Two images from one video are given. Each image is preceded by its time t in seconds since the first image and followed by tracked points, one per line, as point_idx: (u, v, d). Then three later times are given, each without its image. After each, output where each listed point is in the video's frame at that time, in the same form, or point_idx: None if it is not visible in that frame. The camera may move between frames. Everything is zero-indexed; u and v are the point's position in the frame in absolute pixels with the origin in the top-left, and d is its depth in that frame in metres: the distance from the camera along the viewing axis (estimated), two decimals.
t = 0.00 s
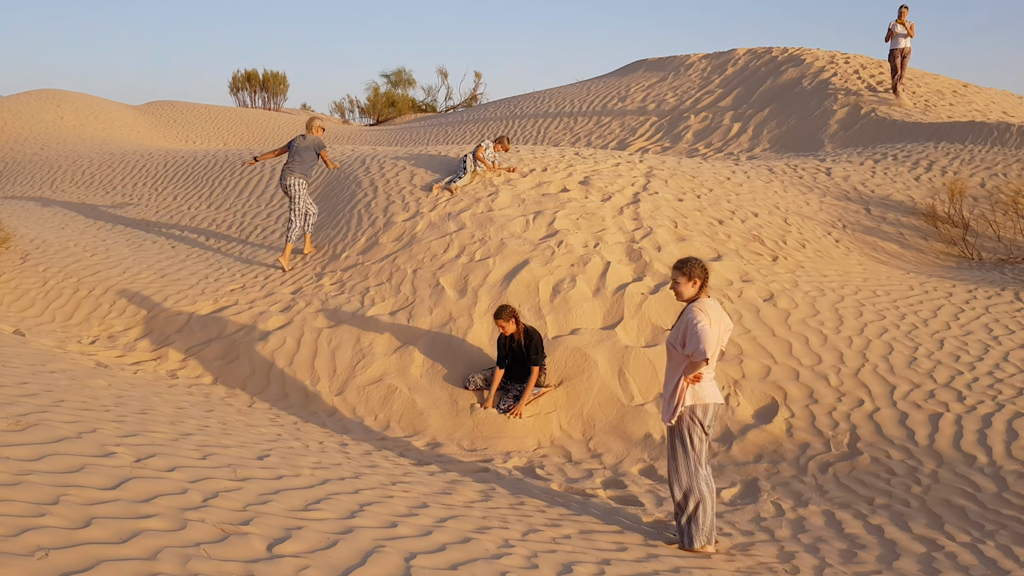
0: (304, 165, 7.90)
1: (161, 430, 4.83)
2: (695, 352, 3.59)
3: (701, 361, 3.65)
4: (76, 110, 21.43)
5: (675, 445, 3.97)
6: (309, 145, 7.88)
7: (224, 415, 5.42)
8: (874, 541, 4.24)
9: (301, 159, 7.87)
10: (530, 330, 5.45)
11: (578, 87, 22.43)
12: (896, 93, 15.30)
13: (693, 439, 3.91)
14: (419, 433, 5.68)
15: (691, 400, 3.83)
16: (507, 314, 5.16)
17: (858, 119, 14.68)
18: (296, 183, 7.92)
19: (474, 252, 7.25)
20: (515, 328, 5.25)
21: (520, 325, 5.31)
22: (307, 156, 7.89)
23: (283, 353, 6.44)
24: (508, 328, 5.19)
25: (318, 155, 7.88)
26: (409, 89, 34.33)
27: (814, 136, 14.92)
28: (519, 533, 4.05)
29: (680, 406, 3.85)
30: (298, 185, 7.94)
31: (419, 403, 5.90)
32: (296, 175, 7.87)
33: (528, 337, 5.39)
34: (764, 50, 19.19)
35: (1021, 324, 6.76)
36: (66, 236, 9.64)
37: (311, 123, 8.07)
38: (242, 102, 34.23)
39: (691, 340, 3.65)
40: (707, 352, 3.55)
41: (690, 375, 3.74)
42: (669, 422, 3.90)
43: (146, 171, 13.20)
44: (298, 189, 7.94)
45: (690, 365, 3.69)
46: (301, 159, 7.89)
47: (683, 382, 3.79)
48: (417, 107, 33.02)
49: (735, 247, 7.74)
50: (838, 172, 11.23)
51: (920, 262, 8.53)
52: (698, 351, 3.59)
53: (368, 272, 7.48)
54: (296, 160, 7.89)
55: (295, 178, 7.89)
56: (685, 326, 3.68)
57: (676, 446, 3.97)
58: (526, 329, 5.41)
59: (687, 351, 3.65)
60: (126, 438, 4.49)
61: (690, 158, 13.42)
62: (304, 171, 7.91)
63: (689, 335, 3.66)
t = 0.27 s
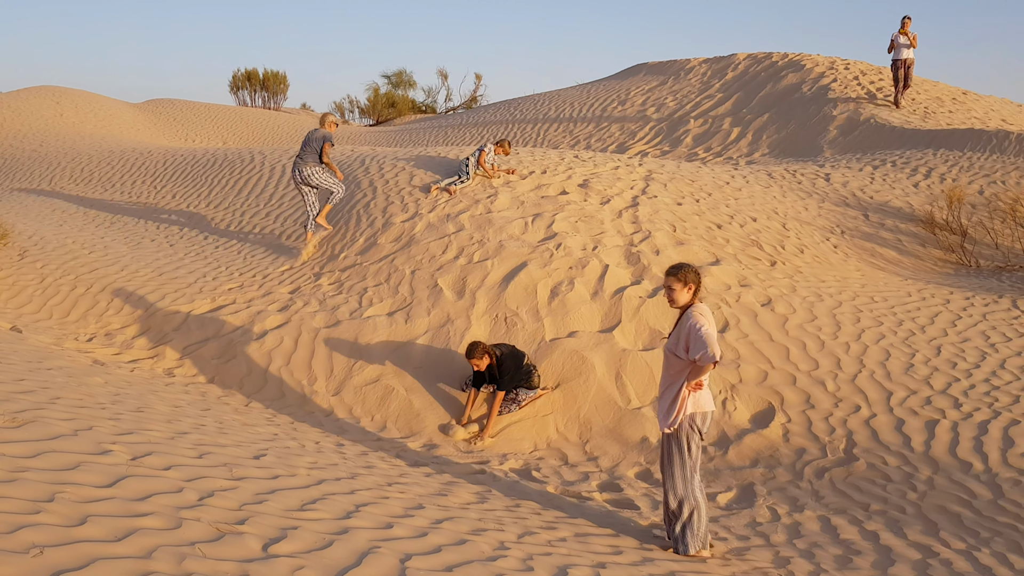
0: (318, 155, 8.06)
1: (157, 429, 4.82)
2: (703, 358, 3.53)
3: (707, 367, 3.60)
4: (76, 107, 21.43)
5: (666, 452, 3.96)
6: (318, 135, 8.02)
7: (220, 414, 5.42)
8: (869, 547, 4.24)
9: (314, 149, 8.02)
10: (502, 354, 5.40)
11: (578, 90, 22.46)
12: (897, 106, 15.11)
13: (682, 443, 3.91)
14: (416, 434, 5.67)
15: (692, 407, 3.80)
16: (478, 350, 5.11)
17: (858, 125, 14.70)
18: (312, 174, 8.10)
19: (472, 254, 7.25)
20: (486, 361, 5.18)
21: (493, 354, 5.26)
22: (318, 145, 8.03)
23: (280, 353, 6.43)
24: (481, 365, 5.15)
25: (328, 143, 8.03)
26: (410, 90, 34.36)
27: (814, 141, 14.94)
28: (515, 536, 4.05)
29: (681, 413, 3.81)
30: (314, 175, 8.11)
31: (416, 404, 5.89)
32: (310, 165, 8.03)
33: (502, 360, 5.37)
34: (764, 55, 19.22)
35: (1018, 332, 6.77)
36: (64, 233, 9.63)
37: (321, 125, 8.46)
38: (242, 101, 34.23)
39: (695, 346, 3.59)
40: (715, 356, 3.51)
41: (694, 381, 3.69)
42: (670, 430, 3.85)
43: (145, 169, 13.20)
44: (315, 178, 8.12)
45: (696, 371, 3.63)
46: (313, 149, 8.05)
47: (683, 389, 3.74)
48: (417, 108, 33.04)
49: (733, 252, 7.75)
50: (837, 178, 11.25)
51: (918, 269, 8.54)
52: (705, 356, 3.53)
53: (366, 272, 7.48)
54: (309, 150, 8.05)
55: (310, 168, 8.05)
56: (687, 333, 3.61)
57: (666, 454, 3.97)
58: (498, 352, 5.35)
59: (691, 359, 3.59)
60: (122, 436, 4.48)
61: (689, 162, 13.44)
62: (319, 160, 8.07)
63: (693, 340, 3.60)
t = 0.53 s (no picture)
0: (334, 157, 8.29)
1: (154, 427, 4.81)
2: (708, 363, 3.46)
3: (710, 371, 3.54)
4: (75, 105, 21.42)
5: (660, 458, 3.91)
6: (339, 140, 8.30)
7: (218, 413, 5.41)
8: (867, 550, 4.24)
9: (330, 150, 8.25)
10: (490, 368, 5.33)
11: (578, 92, 22.49)
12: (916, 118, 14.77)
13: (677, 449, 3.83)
14: (414, 434, 5.67)
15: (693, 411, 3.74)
16: (462, 377, 5.07)
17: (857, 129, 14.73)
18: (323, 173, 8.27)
19: (471, 255, 7.25)
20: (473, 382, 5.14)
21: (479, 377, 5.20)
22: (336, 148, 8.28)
23: (278, 352, 6.43)
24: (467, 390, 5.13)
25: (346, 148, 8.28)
26: (409, 90, 34.38)
27: (813, 144, 14.96)
28: (512, 537, 4.04)
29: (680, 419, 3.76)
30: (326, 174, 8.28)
31: (414, 405, 5.89)
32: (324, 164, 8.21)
33: (490, 377, 5.30)
34: (764, 59, 19.26)
35: (1016, 336, 6.77)
36: (63, 231, 9.63)
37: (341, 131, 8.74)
38: (241, 100, 34.22)
39: (698, 351, 3.52)
40: (720, 360, 3.45)
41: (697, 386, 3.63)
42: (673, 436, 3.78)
43: (143, 167, 13.20)
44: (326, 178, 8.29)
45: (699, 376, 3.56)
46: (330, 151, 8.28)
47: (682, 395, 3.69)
48: (417, 109, 33.05)
49: (732, 254, 7.76)
50: (836, 182, 11.26)
51: (917, 273, 8.55)
52: (710, 361, 3.46)
53: (365, 272, 7.48)
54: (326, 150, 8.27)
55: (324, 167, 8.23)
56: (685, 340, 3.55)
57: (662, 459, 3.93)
58: (486, 367, 5.28)
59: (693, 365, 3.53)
60: (119, 434, 4.47)
61: (688, 164, 13.45)
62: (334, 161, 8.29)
63: (694, 346, 3.52)
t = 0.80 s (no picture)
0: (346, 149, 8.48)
1: (148, 428, 4.80)
2: (694, 365, 3.43)
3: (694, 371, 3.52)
4: (71, 105, 21.38)
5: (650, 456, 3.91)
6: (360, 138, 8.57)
7: (213, 414, 5.39)
8: (861, 553, 4.24)
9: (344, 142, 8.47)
10: (489, 370, 5.33)
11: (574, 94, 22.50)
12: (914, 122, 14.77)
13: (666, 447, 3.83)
14: (409, 436, 5.66)
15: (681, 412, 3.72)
16: (462, 378, 5.08)
17: (852, 132, 14.76)
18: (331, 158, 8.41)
19: (467, 256, 7.25)
20: (473, 382, 5.15)
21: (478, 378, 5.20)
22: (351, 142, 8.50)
23: (274, 353, 6.41)
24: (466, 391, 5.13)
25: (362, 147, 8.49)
26: (406, 91, 34.37)
27: (809, 147, 14.99)
28: (507, 539, 4.03)
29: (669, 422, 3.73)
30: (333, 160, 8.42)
31: (409, 406, 5.88)
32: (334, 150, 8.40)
33: (489, 379, 5.30)
34: (760, 61, 19.30)
35: (1010, 339, 6.79)
36: (58, 231, 9.61)
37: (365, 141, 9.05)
38: (237, 101, 34.18)
39: (681, 354, 3.49)
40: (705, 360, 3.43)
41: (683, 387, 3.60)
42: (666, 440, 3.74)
43: (139, 168, 13.18)
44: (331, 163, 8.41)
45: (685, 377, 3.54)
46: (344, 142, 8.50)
47: (669, 399, 3.66)
48: (413, 110, 33.06)
49: (727, 256, 7.76)
50: (831, 184, 11.28)
51: (911, 275, 8.57)
52: (695, 362, 3.44)
53: (361, 273, 7.47)
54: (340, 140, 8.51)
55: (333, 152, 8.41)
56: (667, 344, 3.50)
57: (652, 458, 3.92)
58: (485, 368, 5.29)
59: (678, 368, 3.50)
60: (113, 436, 4.46)
61: (684, 166, 13.46)
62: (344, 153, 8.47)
63: (677, 349, 3.49)
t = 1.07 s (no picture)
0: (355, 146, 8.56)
1: (147, 428, 4.80)
2: (658, 361, 3.44)
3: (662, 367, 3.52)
4: (69, 105, 21.37)
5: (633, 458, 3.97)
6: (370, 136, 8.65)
7: (211, 414, 5.39)
8: (860, 553, 4.24)
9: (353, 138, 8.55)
10: (488, 370, 5.34)
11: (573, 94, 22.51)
12: (914, 123, 14.78)
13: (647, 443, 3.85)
14: (408, 436, 5.66)
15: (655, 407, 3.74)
16: (461, 377, 5.09)
17: (852, 132, 14.76)
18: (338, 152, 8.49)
19: (465, 257, 7.25)
20: (472, 382, 5.16)
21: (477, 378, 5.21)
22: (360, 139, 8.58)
23: (272, 354, 6.41)
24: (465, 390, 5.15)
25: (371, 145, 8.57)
26: (405, 91, 34.37)
27: (808, 147, 14.99)
28: (506, 539, 4.03)
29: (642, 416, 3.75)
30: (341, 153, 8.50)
31: (408, 407, 5.88)
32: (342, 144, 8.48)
33: (488, 379, 5.30)
34: (759, 62, 19.31)
35: (1009, 340, 6.79)
36: (56, 231, 9.60)
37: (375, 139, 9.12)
38: (236, 101, 34.16)
39: (648, 350, 3.50)
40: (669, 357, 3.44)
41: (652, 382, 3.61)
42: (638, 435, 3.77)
43: (138, 168, 13.18)
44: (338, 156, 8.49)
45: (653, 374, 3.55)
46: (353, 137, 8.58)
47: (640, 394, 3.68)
48: (412, 110, 33.06)
49: (726, 257, 7.76)
50: (830, 185, 11.28)
51: (910, 276, 8.57)
52: (660, 359, 3.45)
53: (359, 273, 7.47)
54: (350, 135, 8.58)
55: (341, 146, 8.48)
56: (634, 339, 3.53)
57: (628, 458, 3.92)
58: (483, 369, 5.31)
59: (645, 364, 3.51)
60: (112, 436, 4.46)
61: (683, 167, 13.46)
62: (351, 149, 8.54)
63: (644, 345, 3.51)
